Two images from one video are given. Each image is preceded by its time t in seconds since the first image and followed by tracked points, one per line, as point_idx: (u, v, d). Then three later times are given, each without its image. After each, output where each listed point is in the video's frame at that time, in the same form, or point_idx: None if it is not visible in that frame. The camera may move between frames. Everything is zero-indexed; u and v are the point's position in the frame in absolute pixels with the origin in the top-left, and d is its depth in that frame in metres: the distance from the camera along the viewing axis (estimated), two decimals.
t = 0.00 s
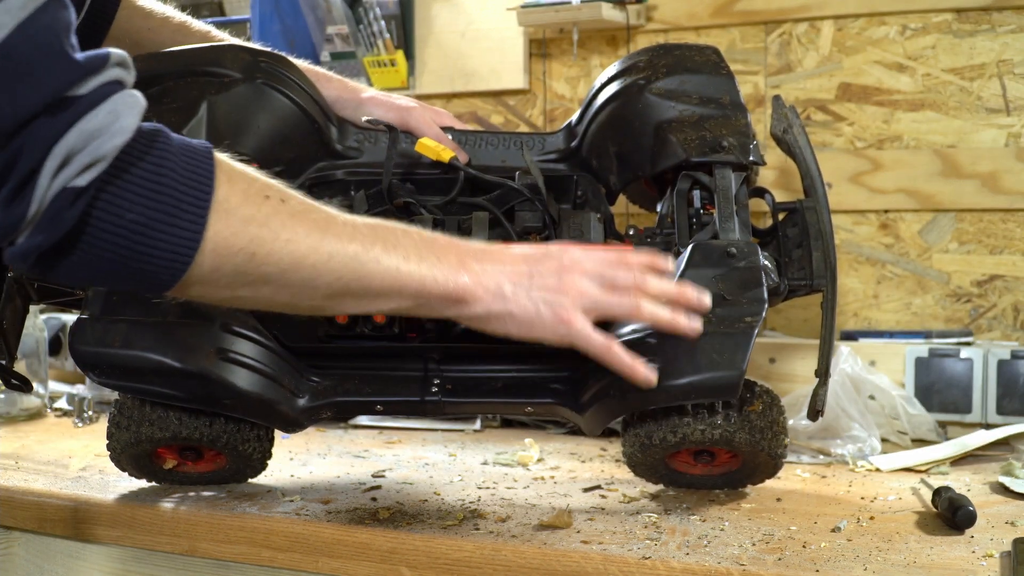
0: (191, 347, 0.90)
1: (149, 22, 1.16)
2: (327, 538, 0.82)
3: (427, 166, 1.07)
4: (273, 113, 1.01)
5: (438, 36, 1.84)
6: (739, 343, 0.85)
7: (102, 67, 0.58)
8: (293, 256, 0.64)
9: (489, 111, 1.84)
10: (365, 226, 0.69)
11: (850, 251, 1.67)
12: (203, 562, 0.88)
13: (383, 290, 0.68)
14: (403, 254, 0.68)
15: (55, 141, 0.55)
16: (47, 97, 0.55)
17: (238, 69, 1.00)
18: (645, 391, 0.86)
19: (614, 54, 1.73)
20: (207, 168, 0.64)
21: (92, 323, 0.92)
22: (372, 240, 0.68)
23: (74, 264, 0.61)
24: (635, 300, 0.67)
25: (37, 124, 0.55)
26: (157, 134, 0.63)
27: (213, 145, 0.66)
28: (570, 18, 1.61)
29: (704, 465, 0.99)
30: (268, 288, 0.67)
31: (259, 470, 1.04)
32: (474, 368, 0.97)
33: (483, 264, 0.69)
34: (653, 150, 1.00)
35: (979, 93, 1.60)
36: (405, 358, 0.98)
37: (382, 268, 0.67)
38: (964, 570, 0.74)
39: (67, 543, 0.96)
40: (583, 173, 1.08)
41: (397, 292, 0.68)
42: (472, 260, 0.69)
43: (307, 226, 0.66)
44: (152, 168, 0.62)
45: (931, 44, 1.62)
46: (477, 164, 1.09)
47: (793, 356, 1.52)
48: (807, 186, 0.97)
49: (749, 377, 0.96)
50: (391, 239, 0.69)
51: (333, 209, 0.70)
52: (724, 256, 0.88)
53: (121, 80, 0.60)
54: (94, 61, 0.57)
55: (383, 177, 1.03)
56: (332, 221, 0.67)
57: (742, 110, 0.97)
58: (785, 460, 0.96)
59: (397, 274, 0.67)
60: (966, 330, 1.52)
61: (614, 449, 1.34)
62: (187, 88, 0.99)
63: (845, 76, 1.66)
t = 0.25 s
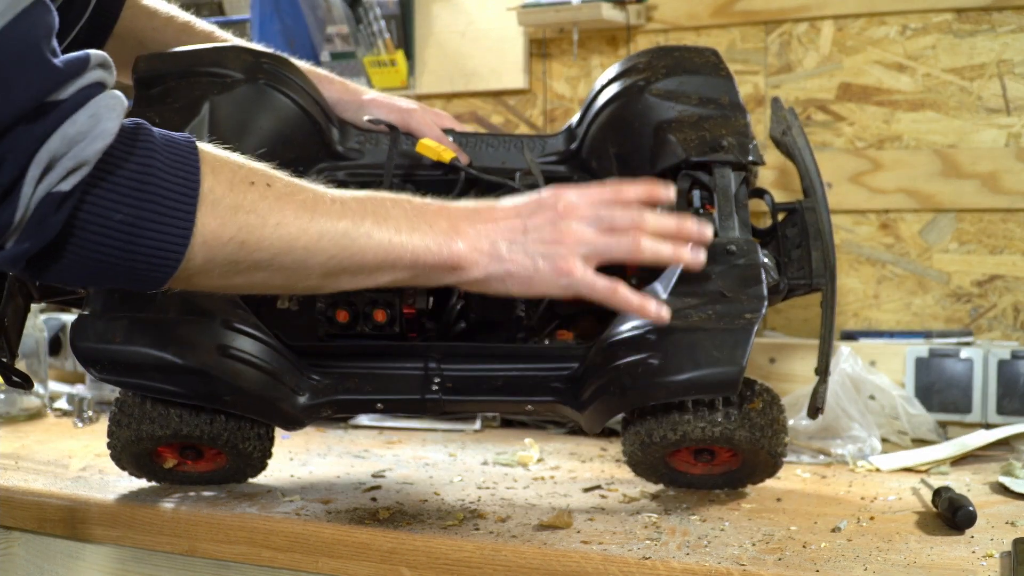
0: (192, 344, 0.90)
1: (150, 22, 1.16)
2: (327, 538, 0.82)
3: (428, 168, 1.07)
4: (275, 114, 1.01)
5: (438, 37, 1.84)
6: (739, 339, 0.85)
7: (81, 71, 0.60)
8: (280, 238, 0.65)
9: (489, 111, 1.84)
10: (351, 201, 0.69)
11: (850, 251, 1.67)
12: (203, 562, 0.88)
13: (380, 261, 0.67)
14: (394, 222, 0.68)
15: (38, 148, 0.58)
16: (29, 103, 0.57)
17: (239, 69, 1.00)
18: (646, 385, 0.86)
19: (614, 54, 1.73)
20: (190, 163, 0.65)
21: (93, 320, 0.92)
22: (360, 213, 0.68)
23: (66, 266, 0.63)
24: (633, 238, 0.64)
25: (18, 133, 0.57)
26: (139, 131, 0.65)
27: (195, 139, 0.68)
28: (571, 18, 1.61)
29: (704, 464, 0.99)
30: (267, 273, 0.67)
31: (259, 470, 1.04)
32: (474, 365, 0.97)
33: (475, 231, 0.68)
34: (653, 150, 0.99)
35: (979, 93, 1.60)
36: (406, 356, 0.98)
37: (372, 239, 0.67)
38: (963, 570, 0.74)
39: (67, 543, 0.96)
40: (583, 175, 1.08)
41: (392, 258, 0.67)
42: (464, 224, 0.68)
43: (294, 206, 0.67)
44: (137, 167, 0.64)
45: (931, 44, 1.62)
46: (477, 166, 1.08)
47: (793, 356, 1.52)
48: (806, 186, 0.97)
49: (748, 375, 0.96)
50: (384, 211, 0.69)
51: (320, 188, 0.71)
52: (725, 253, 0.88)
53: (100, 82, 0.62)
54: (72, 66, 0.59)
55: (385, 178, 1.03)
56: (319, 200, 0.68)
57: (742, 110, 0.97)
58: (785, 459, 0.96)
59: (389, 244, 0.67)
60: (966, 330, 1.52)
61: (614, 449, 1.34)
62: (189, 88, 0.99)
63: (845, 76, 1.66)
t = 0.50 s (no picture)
0: (192, 344, 0.90)
1: (151, 24, 1.17)
2: (327, 537, 0.82)
3: (428, 167, 1.07)
4: (274, 114, 1.01)
5: (438, 37, 1.84)
6: (740, 341, 0.85)
7: (90, 68, 0.60)
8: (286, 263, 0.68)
9: (489, 111, 1.84)
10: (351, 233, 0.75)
11: (850, 251, 1.67)
12: (203, 562, 0.88)
13: (377, 295, 0.74)
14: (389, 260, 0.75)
15: (46, 143, 0.57)
16: (36, 99, 0.57)
17: (239, 69, 1.00)
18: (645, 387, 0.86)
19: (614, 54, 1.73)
20: (197, 169, 0.66)
21: (93, 320, 0.92)
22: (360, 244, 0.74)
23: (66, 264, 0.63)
24: (623, 311, 0.82)
25: (26, 128, 0.57)
26: (148, 135, 0.66)
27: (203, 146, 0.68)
28: (571, 18, 1.61)
29: (704, 464, 0.99)
30: (264, 291, 0.70)
31: (259, 470, 1.04)
32: (474, 367, 0.98)
33: (472, 275, 0.81)
34: (653, 150, 1.00)
35: (979, 93, 1.60)
36: (407, 358, 0.99)
37: (370, 273, 0.73)
38: (963, 570, 0.74)
39: (67, 543, 0.96)
40: (583, 175, 1.09)
41: (389, 294, 0.75)
42: (460, 270, 0.81)
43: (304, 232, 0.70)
44: (144, 169, 0.64)
45: (931, 44, 1.62)
46: (477, 166, 1.08)
47: (793, 356, 1.52)
48: (806, 186, 0.97)
49: (749, 376, 0.96)
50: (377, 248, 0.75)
51: (319, 214, 0.75)
52: (724, 255, 0.88)
53: (110, 81, 0.61)
54: (80, 62, 0.59)
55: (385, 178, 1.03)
56: (323, 227, 0.72)
57: (742, 111, 0.97)
58: (785, 459, 0.96)
59: (384, 278, 0.74)
60: (966, 330, 1.52)
61: (614, 449, 1.34)
62: (189, 88, 0.99)
63: (845, 76, 1.66)
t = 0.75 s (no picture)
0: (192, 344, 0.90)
1: (151, 24, 1.17)
2: (327, 537, 0.82)
3: (427, 166, 1.07)
4: (273, 113, 1.01)
5: (438, 37, 1.84)
6: (739, 342, 0.84)
7: None
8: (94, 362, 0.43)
9: (489, 110, 1.84)
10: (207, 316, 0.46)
11: (850, 251, 1.67)
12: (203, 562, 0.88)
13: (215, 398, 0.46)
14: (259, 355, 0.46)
15: None
16: None
17: (237, 68, 1.00)
18: (644, 387, 0.85)
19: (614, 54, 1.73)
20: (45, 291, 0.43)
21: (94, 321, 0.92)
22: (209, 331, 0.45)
23: None
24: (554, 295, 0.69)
25: None
26: None
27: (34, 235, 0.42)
28: (571, 18, 1.61)
29: (704, 464, 0.99)
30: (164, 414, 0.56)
31: (259, 470, 1.04)
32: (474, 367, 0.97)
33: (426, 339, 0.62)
34: (652, 149, 0.99)
35: (979, 93, 1.60)
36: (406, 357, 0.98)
37: (207, 372, 0.45)
38: (963, 570, 0.74)
39: (67, 543, 0.96)
40: (583, 174, 1.09)
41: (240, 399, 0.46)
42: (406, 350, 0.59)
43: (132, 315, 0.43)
44: None
45: (931, 44, 1.62)
46: (476, 165, 1.08)
47: (793, 356, 1.52)
48: (806, 186, 0.97)
49: (749, 377, 0.96)
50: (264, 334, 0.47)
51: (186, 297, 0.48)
52: (724, 255, 0.88)
53: None
54: None
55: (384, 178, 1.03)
56: (155, 311, 0.44)
57: (741, 110, 0.97)
58: (785, 459, 0.96)
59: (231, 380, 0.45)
60: (966, 330, 1.52)
61: (614, 448, 1.34)
62: (187, 87, 0.98)
63: (845, 76, 1.66)
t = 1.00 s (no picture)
0: (192, 341, 0.90)
1: (151, 26, 1.17)
2: (327, 537, 0.82)
3: (427, 167, 1.07)
4: (274, 114, 1.01)
5: (438, 37, 1.84)
6: (738, 337, 0.84)
7: None
8: None
9: (489, 111, 1.84)
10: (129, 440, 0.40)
11: (850, 251, 1.67)
12: (204, 561, 0.88)
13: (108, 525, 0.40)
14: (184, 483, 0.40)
15: None
16: None
17: (239, 69, 1.00)
18: (643, 384, 0.85)
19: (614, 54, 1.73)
20: None
21: (94, 319, 0.92)
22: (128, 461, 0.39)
23: None
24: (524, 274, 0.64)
25: None
26: None
27: None
28: (571, 18, 1.61)
29: (704, 464, 0.99)
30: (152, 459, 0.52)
31: (259, 469, 1.04)
32: (474, 365, 0.97)
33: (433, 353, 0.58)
34: (652, 149, 0.99)
35: (979, 93, 1.60)
36: (406, 355, 0.98)
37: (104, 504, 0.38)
38: (963, 570, 0.74)
39: (68, 543, 0.96)
40: (583, 175, 1.09)
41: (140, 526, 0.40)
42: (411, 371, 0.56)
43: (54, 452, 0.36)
44: None
45: (931, 44, 1.62)
46: (476, 166, 1.09)
47: (792, 355, 1.52)
48: (804, 186, 0.97)
49: (748, 374, 0.96)
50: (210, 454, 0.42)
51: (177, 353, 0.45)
52: (722, 252, 0.89)
53: None
54: None
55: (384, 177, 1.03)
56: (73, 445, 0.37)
57: (740, 111, 0.97)
58: (784, 459, 0.96)
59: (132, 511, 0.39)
60: (966, 330, 1.52)
61: (614, 449, 1.34)
62: (188, 87, 0.98)
63: (845, 76, 1.66)
